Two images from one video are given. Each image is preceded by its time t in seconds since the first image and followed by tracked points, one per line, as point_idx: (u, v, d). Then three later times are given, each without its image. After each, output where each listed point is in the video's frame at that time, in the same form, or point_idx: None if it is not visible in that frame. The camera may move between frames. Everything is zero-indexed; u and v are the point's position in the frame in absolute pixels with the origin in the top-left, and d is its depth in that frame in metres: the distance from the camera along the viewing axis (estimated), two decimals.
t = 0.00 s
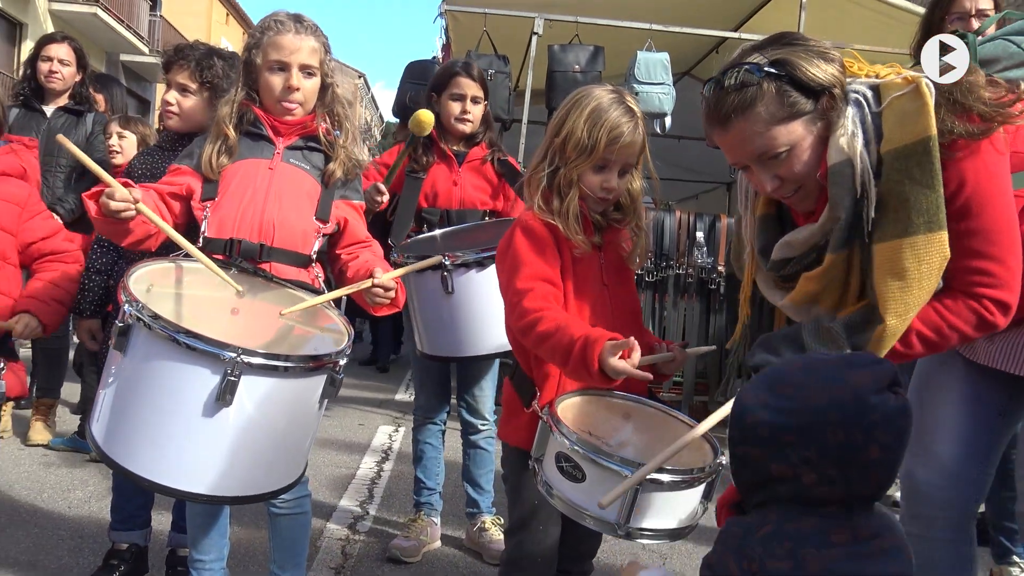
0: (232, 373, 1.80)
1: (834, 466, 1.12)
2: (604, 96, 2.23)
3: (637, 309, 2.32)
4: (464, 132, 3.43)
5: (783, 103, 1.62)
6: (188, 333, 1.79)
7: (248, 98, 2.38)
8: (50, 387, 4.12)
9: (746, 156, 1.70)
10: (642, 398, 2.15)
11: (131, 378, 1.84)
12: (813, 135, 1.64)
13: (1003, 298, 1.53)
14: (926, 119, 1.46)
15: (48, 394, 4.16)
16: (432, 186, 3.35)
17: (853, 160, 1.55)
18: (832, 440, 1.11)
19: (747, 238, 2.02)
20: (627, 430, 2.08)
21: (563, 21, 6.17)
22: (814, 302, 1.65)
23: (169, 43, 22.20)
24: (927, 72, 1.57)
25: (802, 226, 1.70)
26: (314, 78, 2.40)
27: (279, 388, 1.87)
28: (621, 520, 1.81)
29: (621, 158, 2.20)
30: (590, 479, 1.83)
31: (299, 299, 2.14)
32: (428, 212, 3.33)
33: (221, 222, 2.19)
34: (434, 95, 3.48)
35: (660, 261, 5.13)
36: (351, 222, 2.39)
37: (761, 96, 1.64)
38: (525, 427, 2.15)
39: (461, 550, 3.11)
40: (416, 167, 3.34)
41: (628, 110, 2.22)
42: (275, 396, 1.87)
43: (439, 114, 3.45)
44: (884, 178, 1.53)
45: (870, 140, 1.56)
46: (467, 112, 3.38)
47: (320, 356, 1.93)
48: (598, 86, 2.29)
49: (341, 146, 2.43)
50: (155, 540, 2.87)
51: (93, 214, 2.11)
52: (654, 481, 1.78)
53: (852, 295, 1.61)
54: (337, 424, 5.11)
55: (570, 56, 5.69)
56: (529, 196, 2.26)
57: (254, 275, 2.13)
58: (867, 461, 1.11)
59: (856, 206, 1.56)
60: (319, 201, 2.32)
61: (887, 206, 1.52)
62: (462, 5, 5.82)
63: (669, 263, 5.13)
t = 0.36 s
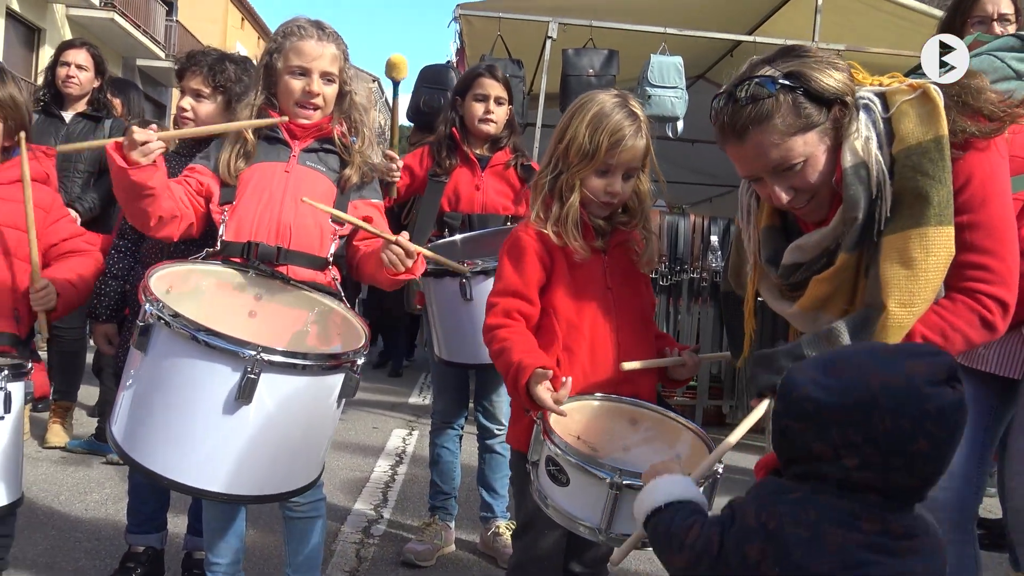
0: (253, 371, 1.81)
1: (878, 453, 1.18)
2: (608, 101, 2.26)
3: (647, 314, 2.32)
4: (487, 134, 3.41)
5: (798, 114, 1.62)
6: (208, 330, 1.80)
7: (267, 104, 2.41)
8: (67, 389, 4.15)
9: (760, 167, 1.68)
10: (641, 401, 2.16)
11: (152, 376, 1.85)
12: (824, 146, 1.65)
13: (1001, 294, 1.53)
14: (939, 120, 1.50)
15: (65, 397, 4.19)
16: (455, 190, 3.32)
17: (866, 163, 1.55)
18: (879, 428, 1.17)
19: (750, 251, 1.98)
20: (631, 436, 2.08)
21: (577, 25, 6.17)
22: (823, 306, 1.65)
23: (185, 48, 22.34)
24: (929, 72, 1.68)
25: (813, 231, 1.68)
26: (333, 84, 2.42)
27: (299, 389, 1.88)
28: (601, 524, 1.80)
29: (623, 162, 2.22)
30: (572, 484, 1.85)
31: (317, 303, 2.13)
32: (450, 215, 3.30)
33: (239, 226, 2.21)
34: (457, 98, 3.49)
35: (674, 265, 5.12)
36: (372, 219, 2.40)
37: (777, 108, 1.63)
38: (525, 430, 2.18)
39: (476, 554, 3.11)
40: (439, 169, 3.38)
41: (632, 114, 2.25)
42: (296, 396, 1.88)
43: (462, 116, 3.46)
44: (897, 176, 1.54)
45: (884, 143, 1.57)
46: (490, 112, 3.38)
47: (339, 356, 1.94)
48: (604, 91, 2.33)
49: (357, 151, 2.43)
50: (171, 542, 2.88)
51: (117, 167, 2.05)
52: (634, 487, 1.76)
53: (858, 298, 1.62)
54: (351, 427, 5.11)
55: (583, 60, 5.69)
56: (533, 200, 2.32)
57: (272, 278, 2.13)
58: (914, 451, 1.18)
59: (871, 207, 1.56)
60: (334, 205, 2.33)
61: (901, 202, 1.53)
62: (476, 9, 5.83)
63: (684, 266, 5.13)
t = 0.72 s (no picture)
0: (260, 383, 1.80)
1: (893, 452, 1.13)
2: (602, 105, 2.28)
3: (645, 317, 2.31)
4: (505, 141, 3.41)
5: (819, 127, 1.60)
6: (220, 345, 1.79)
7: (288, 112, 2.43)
8: (82, 394, 4.16)
9: (782, 182, 1.66)
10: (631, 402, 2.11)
11: (164, 389, 1.86)
12: (846, 158, 1.63)
13: None
14: (966, 122, 1.50)
15: (82, 401, 4.21)
16: (472, 196, 3.31)
17: (892, 171, 1.54)
18: (899, 426, 1.12)
19: (773, 270, 1.97)
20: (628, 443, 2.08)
21: (592, 30, 6.18)
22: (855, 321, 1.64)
23: (200, 54, 22.47)
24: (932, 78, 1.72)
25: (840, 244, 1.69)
26: (356, 92, 2.44)
27: (308, 399, 1.88)
28: (584, 526, 1.81)
29: (616, 163, 2.22)
30: (555, 487, 1.86)
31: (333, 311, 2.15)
32: (467, 221, 3.30)
33: (257, 233, 2.21)
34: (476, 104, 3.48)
35: (688, 269, 5.07)
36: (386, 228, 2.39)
37: (797, 122, 1.61)
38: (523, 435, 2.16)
39: (491, 560, 3.10)
40: (457, 177, 3.34)
41: (625, 118, 2.26)
42: (304, 405, 1.88)
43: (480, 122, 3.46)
44: (926, 182, 1.53)
45: (908, 149, 1.57)
46: (507, 119, 3.36)
47: (351, 365, 1.94)
48: (600, 97, 2.35)
49: (375, 158, 2.44)
50: (187, 547, 2.89)
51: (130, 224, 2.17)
52: (611, 488, 1.77)
53: (890, 312, 1.60)
54: (365, 432, 5.11)
55: (598, 65, 5.69)
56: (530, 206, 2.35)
57: (289, 286, 2.12)
58: (931, 451, 1.12)
59: (900, 215, 1.55)
60: (352, 211, 2.33)
61: (931, 207, 1.52)
62: (491, 15, 5.85)
63: (699, 272, 5.08)
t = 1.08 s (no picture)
0: (279, 385, 1.81)
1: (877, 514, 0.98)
2: (605, 110, 2.26)
3: (650, 320, 2.30)
4: (530, 146, 3.40)
5: (838, 144, 1.60)
6: (241, 346, 1.80)
7: (308, 117, 2.44)
8: (102, 398, 4.19)
9: (802, 200, 1.65)
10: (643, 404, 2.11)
11: (184, 392, 1.87)
12: (866, 173, 1.62)
13: None
14: (991, 131, 1.47)
15: (103, 404, 4.24)
16: (494, 201, 3.30)
17: (916, 185, 1.53)
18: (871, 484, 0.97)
19: (794, 286, 1.96)
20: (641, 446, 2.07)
21: (610, 34, 6.17)
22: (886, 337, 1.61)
23: (220, 59, 22.63)
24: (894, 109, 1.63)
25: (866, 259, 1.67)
26: (370, 96, 2.43)
27: (328, 402, 1.88)
28: (604, 531, 1.79)
29: (620, 169, 2.20)
30: (574, 493, 1.84)
31: (354, 316, 2.12)
32: (490, 225, 3.27)
33: (278, 238, 2.23)
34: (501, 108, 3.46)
35: (707, 274, 5.06)
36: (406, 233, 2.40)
37: (815, 138, 1.61)
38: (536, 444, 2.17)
39: (510, 566, 3.09)
40: (479, 181, 3.34)
41: (627, 122, 2.24)
42: (324, 407, 1.88)
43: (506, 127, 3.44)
44: (954, 195, 1.51)
45: (930, 162, 1.56)
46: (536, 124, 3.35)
47: (370, 368, 1.94)
48: (603, 101, 2.33)
49: (395, 164, 2.44)
50: (207, 550, 2.90)
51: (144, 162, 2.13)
52: (629, 491, 1.76)
53: (921, 334, 1.57)
54: (383, 436, 5.12)
55: (616, 69, 5.68)
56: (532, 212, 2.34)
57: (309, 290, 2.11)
58: (906, 512, 0.97)
59: (927, 228, 1.54)
60: (372, 216, 2.33)
61: (961, 217, 1.50)
62: (509, 19, 5.85)
63: (718, 276, 5.05)
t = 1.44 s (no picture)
0: (305, 386, 1.81)
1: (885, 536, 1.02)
2: (627, 113, 2.23)
3: (669, 323, 2.29)
4: (560, 149, 3.39)
5: (867, 152, 1.58)
6: (269, 347, 1.81)
7: (333, 122, 2.45)
8: (130, 400, 4.23)
9: (830, 207, 1.63)
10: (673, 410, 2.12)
11: (214, 394, 1.88)
12: (895, 180, 1.60)
13: None
14: None
15: (130, 405, 4.28)
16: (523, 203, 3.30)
17: (947, 188, 1.51)
18: (879, 510, 1.01)
19: (817, 290, 1.94)
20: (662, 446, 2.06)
21: (633, 37, 6.16)
22: (913, 339, 1.57)
23: (243, 64, 22.82)
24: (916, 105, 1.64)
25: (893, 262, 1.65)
26: (394, 100, 2.44)
27: (355, 405, 1.88)
28: (648, 534, 1.79)
29: (650, 173, 2.20)
30: (613, 497, 1.84)
31: (380, 318, 2.12)
32: (519, 228, 3.28)
33: (305, 241, 2.24)
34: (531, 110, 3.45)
35: (731, 278, 5.04)
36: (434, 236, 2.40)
37: (845, 147, 1.58)
38: (560, 447, 2.14)
39: (533, 570, 3.09)
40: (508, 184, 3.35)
41: (652, 125, 2.22)
42: (350, 409, 1.88)
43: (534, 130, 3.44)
44: (985, 195, 1.49)
45: (962, 165, 1.54)
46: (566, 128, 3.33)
47: (397, 371, 1.94)
48: (622, 102, 2.31)
49: (421, 168, 2.45)
50: (233, 551, 2.91)
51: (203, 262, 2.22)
52: (674, 494, 1.76)
53: (949, 336, 1.54)
54: (405, 438, 5.13)
55: (639, 72, 5.68)
56: (553, 220, 2.32)
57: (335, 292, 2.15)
58: (918, 539, 1.01)
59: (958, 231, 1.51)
60: (400, 220, 2.34)
61: (998, 216, 1.45)
62: (531, 22, 5.86)
63: (742, 279, 5.02)
